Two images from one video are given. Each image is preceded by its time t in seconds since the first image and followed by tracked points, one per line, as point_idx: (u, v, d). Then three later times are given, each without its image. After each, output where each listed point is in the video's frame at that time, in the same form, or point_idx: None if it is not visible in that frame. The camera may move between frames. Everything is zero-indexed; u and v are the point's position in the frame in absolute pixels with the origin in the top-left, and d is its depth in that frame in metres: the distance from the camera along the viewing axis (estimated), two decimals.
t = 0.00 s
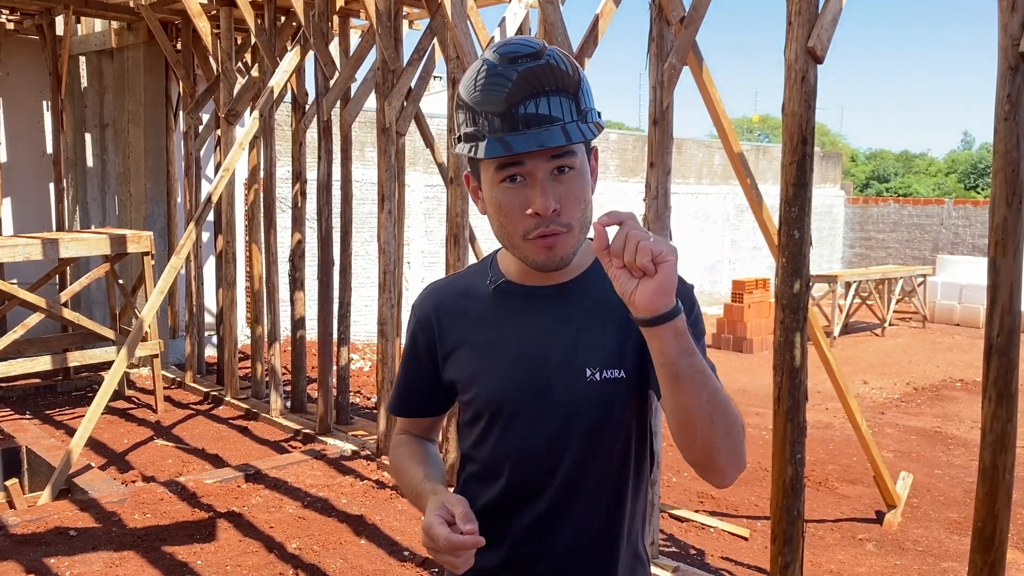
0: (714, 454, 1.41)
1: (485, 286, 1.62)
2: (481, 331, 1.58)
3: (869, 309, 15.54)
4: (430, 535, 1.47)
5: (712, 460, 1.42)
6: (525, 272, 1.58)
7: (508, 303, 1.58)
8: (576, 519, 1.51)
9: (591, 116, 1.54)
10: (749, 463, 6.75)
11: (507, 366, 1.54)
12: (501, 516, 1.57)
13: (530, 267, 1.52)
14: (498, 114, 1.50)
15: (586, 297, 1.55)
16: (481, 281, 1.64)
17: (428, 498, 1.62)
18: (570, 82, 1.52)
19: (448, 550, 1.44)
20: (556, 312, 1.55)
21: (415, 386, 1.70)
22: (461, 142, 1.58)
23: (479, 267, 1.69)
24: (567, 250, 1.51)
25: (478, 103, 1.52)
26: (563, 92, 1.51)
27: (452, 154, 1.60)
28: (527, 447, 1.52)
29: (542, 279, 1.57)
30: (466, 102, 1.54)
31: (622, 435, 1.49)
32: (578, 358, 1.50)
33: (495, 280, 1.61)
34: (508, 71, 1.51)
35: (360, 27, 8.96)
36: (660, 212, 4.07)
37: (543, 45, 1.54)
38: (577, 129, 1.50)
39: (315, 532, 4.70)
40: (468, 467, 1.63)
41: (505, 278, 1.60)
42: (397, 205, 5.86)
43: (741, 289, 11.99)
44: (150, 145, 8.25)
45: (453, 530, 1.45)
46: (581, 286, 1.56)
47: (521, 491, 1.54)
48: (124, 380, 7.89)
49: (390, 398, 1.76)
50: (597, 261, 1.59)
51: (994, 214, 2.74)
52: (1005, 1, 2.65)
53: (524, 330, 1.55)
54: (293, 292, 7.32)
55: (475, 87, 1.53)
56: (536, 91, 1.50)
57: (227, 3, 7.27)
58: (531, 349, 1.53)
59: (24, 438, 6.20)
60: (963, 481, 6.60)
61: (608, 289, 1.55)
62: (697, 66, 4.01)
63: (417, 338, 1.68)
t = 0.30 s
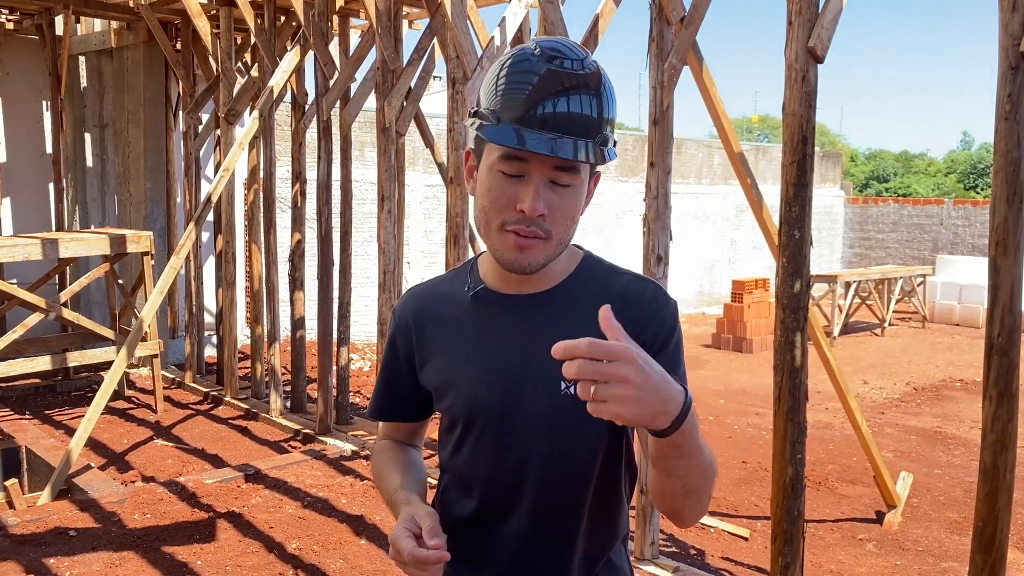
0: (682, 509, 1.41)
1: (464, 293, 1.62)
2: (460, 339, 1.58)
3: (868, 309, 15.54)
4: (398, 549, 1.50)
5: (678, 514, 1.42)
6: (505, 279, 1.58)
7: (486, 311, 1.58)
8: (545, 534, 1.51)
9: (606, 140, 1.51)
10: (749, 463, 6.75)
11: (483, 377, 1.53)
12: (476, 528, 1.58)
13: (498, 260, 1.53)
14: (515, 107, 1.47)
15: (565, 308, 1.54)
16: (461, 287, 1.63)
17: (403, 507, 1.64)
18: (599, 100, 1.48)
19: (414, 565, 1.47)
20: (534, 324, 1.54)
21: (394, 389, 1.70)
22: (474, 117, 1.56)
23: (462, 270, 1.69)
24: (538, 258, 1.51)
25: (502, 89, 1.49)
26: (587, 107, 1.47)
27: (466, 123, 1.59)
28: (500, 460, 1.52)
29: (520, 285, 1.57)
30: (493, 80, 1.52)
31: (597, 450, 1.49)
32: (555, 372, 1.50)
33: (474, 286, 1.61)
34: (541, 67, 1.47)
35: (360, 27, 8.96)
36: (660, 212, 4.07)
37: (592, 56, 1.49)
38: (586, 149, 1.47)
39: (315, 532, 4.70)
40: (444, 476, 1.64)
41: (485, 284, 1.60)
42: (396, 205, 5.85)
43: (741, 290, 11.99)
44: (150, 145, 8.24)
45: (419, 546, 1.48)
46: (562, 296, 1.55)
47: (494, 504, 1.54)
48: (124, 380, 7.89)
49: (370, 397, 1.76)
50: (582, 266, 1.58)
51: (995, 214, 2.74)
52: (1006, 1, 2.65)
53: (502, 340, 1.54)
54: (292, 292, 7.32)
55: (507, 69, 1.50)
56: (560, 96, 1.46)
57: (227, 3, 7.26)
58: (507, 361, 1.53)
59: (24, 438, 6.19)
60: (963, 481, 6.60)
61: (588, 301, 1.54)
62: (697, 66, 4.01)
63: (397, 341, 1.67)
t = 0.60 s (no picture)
0: (667, 509, 1.40)
1: (469, 287, 1.62)
2: (461, 333, 1.58)
3: (868, 309, 15.53)
4: (395, 535, 1.47)
5: (663, 516, 1.42)
6: (515, 274, 1.58)
7: (489, 307, 1.58)
8: (531, 534, 1.51)
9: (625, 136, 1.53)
10: (750, 463, 6.75)
11: (483, 372, 1.53)
12: (460, 525, 1.56)
13: (517, 245, 1.53)
14: (540, 93, 1.51)
15: (568, 309, 1.55)
16: (465, 281, 1.64)
17: (395, 496, 1.61)
18: (618, 96, 1.52)
19: (411, 548, 1.44)
20: (537, 323, 1.55)
21: (391, 381, 1.69)
22: (498, 109, 1.59)
23: (467, 266, 1.69)
24: (559, 244, 1.51)
25: (527, 78, 1.53)
26: (607, 98, 1.51)
27: (489, 118, 1.62)
28: (494, 457, 1.52)
29: (529, 283, 1.57)
30: (519, 73, 1.56)
31: (590, 454, 1.50)
32: (556, 372, 1.51)
33: (481, 281, 1.61)
34: (566, 61, 1.52)
35: (360, 27, 8.95)
36: (661, 211, 4.07)
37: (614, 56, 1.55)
38: (606, 136, 1.50)
39: (315, 532, 4.70)
40: (434, 474, 1.62)
41: (492, 280, 1.60)
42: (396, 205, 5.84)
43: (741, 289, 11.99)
44: (150, 145, 8.24)
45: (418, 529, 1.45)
46: (567, 297, 1.56)
47: (482, 502, 1.53)
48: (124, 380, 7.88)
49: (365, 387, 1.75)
50: (589, 271, 1.61)
51: (996, 214, 2.74)
52: (1008, 1, 2.65)
53: (504, 337, 1.55)
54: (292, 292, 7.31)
55: (533, 63, 1.55)
56: (583, 87, 1.50)
57: (227, 3, 7.25)
58: (508, 358, 1.53)
59: (23, 438, 6.19)
60: (963, 481, 6.59)
61: (590, 305, 1.56)
62: (697, 66, 4.01)
63: (396, 331, 1.66)
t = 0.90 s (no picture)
0: (681, 495, 1.40)
1: (470, 285, 1.62)
2: (460, 330, 1.58)
3: (868, 309, 15.53)
4: (396, 531, 1.47)
5: (677, 502, 1.41)
6: (515, 274, 1.58)
7: (488, 305, 1.58)
8: (527, 533, 1.50)
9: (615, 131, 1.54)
10: (749, 463, 6.75)
11: (481, 370, 1.53)
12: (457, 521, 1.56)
13: (510, 243, 1.54)
14: (528, 93, 1.52)
15: (568, 308, 1.55)
16: (466, 280, 1.64)
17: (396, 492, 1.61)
18: (606, 91, 1.53)
19: (413, 543, 1.44)
20: (537, 320, 1.54)
21: (391, 380, 1.69)
22: (488, 112, 1.61)
23: (467, 265, 1.69)
24: (552, 239, 1.52)
25: (515, 79, 1.55)
26: (594, 93, 1.52)
27: (481, 124, 1.64)
28: (493, 455, 1.52)
29: (530, 283, 1.57)
30: (508, 77, 1.58)
31: (589, 452, 1.49)
32: (555, 370, 1.50)
33: (481, 280, 1.61)
34: (553, 61, 1.54)
35: (361, 27, 8.95)
36: (661, 211, 4.07)
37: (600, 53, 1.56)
38: (594, 130, 1.50)
39: (315, 532, 4.70)
40: (433, 472, 1.62)
41: (492, 279, 1.60)
42: (396, 205, 5.84)
43: (741, 289, 11.98)
44: (149, 145, 8.24)
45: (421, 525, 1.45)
46: (566, 294, 1.56)
47: (480, 499, 1.53)
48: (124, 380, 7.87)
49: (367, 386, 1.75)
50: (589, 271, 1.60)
51: (997, 214, 2.73)
52: (1009, 1, 2.66)
53: (503, 334, 1.54)
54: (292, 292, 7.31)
55: (519, 66, 1.57)
56: (570, 84, 1.51)
57: (227, 3, 7.24)
58: (507, 355, 1.53)
59: (23, 438, 6.18)
60: (963, 481, 6.60)
61: (590, 303, 1.55)
62: (697, 66, 4.01)
63: (397, 329, 1.67)
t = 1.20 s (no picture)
0: (673, 501, 1.40)
1: (467, 288, 1.63)
2: (455, 330, 1.59)
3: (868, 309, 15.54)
4: (381, 522, 1.49)
5: (669, 507, 1.41)
6: (504, 275, 1.58)
7: (482, 306, 1.59)
8: (523, 530, 1.50)
9: (593, 129, 1.53)
10: (750, 463, 6.75)
11: (474, 367, 1.54)
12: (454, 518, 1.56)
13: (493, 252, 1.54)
14: (504, 98, 1.51)
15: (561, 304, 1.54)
16: (463, 282, 1.65)
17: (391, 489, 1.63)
18: (582, 90, 1.52)
19: (398, 535, 1.46)
20: (529, 318, 1.54)
21: (391, 384, 1.71)
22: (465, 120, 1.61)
23: (465, 270, 1.71)
24: (534, 245, 1.52)
25: (490, 85, 1.55)
26: (571, 93, 1.51)
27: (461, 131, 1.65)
28: (486, 451, 1.52)
29: (521, 282, 1.57)
30: (483, 82, 1.58)
31: (583, 447, 1.47)
32: (546, 365, 1.49)
33: (476, 282, 1.62)
34: (526, 63, 1.53)
35: (361, 27, 8.95)
36: (662, 212, 4.07)
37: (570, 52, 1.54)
38: (571, 130, 1.50)
39: (315, 532, 4.70)
40: (430, 472, 1.62)
41: (486, 280, 1.61)
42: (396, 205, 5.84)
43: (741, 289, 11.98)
44: (149, 144, 8.23)
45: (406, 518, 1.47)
46: (559, 291, 1.55)
47: (476, 497, 1.53)
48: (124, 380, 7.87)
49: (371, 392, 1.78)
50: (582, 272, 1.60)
51: (998, 214, 2.73)
52: (1009, 1, 2.66)
53: (495, 332, 1.55)
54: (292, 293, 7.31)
55: (492, 72, 1.57)
56: (545, 86, 1.50)
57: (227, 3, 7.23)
58: (499, 352, 1.52)
59: (23, 438, 6.18)
60: (963, 481, 6.60)
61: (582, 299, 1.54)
62: (698, 66, 4.01)
63: (397, 333, 1.69)
